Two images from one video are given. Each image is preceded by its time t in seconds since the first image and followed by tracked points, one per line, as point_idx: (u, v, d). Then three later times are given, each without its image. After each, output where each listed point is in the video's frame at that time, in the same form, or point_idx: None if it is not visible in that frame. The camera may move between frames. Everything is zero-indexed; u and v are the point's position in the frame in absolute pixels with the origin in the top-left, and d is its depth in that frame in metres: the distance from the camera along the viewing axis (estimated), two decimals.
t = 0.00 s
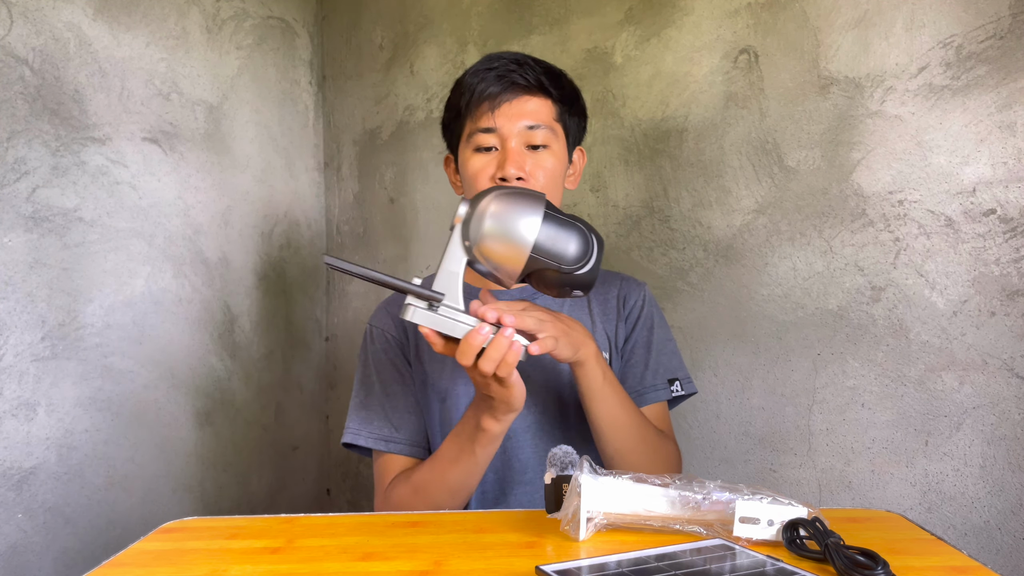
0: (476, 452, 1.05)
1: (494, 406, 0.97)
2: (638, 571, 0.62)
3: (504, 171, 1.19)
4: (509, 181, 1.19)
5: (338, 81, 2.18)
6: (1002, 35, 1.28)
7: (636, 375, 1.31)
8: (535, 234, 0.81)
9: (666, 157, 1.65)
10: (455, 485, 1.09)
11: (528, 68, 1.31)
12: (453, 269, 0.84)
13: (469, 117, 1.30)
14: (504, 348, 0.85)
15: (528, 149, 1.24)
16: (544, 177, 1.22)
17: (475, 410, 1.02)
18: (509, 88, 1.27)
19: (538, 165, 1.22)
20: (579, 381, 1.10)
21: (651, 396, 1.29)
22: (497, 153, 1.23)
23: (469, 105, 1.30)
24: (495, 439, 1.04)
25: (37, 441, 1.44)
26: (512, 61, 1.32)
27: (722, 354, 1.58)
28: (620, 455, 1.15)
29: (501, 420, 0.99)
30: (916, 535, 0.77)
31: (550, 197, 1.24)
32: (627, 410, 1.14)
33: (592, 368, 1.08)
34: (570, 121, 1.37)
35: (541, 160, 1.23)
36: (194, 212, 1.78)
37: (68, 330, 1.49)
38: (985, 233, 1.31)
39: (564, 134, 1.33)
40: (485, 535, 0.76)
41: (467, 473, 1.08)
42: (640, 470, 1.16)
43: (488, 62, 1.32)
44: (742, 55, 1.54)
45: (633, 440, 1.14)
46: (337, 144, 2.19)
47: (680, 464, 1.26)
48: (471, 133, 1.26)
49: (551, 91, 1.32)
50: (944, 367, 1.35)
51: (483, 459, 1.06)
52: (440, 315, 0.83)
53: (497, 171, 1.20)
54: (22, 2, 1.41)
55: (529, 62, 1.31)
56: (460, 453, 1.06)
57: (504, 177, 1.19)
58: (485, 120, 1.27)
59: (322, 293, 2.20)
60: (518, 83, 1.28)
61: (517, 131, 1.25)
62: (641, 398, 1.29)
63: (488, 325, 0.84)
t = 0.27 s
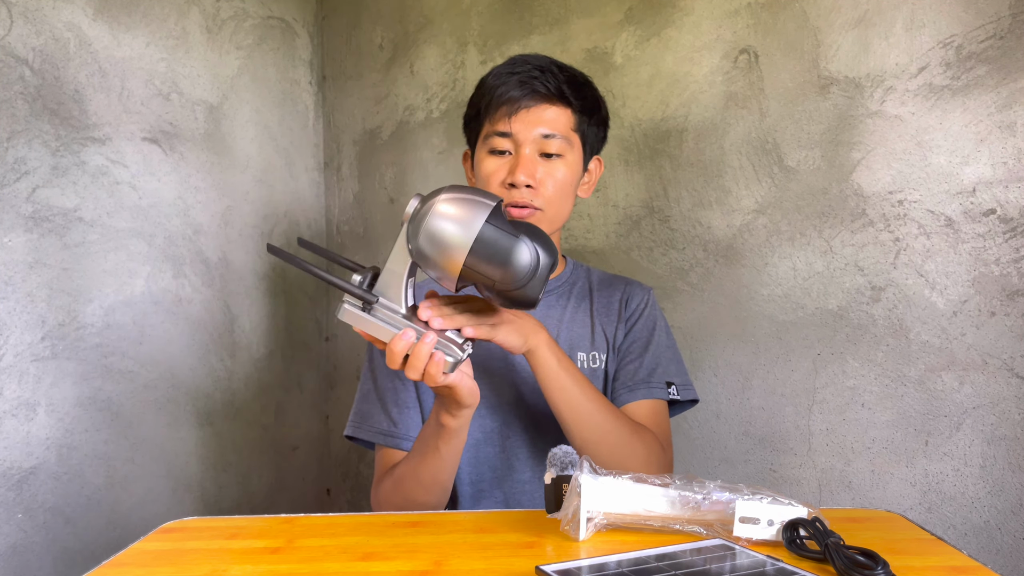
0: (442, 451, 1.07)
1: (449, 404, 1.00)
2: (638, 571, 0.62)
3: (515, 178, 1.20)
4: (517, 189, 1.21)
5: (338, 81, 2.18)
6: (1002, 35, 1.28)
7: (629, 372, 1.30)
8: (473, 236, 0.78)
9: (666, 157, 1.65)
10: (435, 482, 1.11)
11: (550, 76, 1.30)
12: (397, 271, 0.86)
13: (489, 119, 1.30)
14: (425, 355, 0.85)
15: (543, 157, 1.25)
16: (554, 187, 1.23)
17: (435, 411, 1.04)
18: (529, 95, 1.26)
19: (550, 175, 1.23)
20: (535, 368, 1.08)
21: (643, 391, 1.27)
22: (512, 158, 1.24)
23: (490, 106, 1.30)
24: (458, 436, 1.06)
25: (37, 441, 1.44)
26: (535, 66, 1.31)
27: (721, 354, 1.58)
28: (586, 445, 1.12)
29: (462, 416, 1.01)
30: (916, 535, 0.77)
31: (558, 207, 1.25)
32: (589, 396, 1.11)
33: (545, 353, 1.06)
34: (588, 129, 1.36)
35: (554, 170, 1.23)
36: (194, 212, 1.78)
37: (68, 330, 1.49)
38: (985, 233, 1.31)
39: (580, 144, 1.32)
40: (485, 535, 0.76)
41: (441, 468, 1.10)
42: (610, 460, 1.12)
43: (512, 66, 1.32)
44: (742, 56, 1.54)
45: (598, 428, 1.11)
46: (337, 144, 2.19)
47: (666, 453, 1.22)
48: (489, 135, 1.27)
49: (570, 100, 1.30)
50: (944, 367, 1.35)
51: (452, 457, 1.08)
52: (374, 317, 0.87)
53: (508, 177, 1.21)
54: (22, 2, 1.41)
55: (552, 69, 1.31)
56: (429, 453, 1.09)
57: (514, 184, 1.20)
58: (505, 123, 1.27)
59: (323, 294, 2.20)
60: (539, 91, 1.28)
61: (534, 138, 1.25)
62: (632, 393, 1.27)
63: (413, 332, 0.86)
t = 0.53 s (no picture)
0: (432, 452, 1.09)
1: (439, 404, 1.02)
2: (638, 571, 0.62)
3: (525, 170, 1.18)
4: (529, 181, 1.18)
5: (338, 81, 2.18)
6: (1002, 35, 1.28)
7: (621, 363, 1.29)
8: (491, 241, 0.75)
9: (666, 157, 1.65)
10: (428, 485, 1.12)
11: (566, 72, 1.30)
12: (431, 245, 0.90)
13: (502, 112, 1.29)
14: (415, 325, 0.87)
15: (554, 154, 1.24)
16: (564, 183, 1.21)
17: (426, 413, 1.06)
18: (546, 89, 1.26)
19: (561, 171, 1.22)
20: (510, 361, 1.03)
21: (634, 383, 1.25)
22: (523, 152, 1.22)
23: (504, 100, 1.30)
24: (449, 438, 1.08)
25: (37, 441, 1.44)
26: (552, 61, 1.31)
27: (721, 354, 1.58)
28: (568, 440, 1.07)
29: (452, 416, 1.04)
30: (916, 536, 0.77)
31: (567, 204, 1.23)
32: (569, 389, 1.05)
33: (520, 346, 1.01)
34: (599, 129, 1.36)
35: (565, 166, 1.22)
36: (194, 212, 1.78)
37: (68, 330, 1.49)
38: (985, 234, 1.31)
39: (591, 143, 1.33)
40: (485, 535, 0.76)
41: (434, 471, 1.10)
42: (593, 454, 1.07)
43: (529, 60, 1.32)
44: (742, 55, 1.54)
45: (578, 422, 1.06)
46: (337, 144, 2.19)
47: (651, 446, 1.17)
48: (501, 127, 1.25)
49: (584, 98, 1.31)
50: (944, 367, 1.35)
51: (445, 459, 1.10)
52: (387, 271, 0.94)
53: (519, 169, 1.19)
54: (22, 2, 1.41)
55: (569, 66, 1.31)
56: (421, 457, 1.10)
57: (525, 176, 1.18)
58: (518, 117, 1.26)
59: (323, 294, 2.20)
60: (555, 86, 1.28)
61: (546, 133, 1.24)
62: (623, 384, 1.26)
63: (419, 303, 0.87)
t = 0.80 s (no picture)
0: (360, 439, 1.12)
1: (354, 388, 1.05)
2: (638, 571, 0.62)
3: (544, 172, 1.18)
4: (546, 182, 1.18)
5: (339, 81, 2.18)
6: (1002, 35, 1.28)
7: (627, 357, 1.28)
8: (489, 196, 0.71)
9: (666, 157, 1.65)
10: (365, 473, 1.14)
11: (586, 73, 1.29)
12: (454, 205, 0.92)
13: (520, 109, 1.27)
14: (319, 302, 0.90)
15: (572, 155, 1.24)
16: (581, 185, 1.22)
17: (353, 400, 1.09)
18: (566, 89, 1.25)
19: (579, 173, 1.22)
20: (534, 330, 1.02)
21: (641, 373, 1.24)
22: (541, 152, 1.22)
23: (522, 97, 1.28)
24: (374, 423, 1.10)
25: (37, 441, 1.44)
26: (572, 60, 1.30)
27: (722, 354, 1.58)
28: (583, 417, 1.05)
29: (372, 398, 1.07)
30: (916, 535, 0.77)
31: (581, 206, 1.24)
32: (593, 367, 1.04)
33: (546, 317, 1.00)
34: (614, 130, 1.37)
35: (582, 168, 1.22)
36: (194, 211, 1.78)
37: (68, 330, 1.49)
38: (985, 234, 1.31)
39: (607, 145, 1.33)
40: (485, 535, 0.76)
41: (368, 458, 1.13)
42: (606, 437, 1.06)
43: (548, 59, 1.30)
44: (742, 55, 1.54)
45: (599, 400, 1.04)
46: (337, 144, 2.19)
47: (664, 438, 1.15)
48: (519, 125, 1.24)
49: (603, 100, 1.30)
50: (944, 367, 1.35)
51: (377, 450, 1.13)
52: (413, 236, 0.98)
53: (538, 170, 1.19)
54: (22, 2, 1.41)
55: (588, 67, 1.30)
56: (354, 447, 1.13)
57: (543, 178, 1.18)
58: (537, 115, 1.25)
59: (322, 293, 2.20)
60: (576, 87, 1.26)
61: (565, 134, 1.23)
62: (630, 375, 1.25)
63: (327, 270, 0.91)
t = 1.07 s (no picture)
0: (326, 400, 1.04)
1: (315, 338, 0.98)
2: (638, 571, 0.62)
3: (563, 176, 1.19)
4: (563, 186, 1.19)
5: (339, 81, 2.18)
6: (1002, 35, 1.28)
7: (631, 358, 1.28)
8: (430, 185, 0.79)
9: (666, 157, 1.65)
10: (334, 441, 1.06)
11: (615, 74, 1.27)
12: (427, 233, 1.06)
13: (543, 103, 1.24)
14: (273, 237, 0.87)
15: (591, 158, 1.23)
16: (597, 191, 1.23)
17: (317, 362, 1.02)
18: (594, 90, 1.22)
19: (597, 178, 1.23)
20: (532, 334, 1.05)
21: (646, 377, 1.25)
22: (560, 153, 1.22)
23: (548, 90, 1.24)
24: (339, 380, 1.03)
25: (37, 441, 1.44)
26: (601, 58, 1.27)
27: (722, 354, 1.58)
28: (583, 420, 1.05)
29: (335, 350, 0.99)
30: (916, 536, 0.77)
31: (595, 210, 1.25)
32: (590, 368, 1.05)
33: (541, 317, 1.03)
34: (635, 133, 1.36)
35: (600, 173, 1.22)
36: (194, 211, 1.78)
37: (68, 330, 1.49)
38: (985, 234, 1.31)
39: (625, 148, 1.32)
40: (485, 535, 0.76)
41: (337, 422, 1.05)
42: (603, 439, 1.06)
43: (577, 54, 1.27)
44: (742, 55, 1.54)
45: (599, 402, 1.05)
46: (337, 144, 2.19)
47: (667, 444, 1.15)
48: (542, 121, 1.22)
49: (628, 103, 1.29)
50: (944, 367, 1.35)
51: (345, 411, 1.05)
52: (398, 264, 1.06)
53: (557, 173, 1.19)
54: (22, 2, 1.41)
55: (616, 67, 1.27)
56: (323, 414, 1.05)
57: (561, 183, 1.19)
58: (562, 112, 1.22)
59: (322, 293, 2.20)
60: (603, 89, 1.24)
61: (588, 136, 1.22)
62: (635, 377, 1.25)
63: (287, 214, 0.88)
